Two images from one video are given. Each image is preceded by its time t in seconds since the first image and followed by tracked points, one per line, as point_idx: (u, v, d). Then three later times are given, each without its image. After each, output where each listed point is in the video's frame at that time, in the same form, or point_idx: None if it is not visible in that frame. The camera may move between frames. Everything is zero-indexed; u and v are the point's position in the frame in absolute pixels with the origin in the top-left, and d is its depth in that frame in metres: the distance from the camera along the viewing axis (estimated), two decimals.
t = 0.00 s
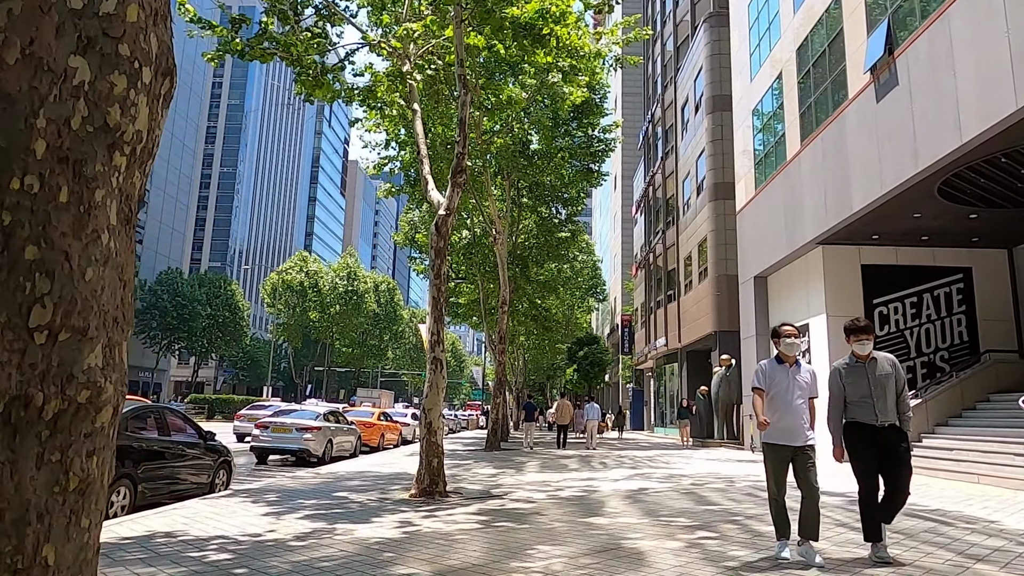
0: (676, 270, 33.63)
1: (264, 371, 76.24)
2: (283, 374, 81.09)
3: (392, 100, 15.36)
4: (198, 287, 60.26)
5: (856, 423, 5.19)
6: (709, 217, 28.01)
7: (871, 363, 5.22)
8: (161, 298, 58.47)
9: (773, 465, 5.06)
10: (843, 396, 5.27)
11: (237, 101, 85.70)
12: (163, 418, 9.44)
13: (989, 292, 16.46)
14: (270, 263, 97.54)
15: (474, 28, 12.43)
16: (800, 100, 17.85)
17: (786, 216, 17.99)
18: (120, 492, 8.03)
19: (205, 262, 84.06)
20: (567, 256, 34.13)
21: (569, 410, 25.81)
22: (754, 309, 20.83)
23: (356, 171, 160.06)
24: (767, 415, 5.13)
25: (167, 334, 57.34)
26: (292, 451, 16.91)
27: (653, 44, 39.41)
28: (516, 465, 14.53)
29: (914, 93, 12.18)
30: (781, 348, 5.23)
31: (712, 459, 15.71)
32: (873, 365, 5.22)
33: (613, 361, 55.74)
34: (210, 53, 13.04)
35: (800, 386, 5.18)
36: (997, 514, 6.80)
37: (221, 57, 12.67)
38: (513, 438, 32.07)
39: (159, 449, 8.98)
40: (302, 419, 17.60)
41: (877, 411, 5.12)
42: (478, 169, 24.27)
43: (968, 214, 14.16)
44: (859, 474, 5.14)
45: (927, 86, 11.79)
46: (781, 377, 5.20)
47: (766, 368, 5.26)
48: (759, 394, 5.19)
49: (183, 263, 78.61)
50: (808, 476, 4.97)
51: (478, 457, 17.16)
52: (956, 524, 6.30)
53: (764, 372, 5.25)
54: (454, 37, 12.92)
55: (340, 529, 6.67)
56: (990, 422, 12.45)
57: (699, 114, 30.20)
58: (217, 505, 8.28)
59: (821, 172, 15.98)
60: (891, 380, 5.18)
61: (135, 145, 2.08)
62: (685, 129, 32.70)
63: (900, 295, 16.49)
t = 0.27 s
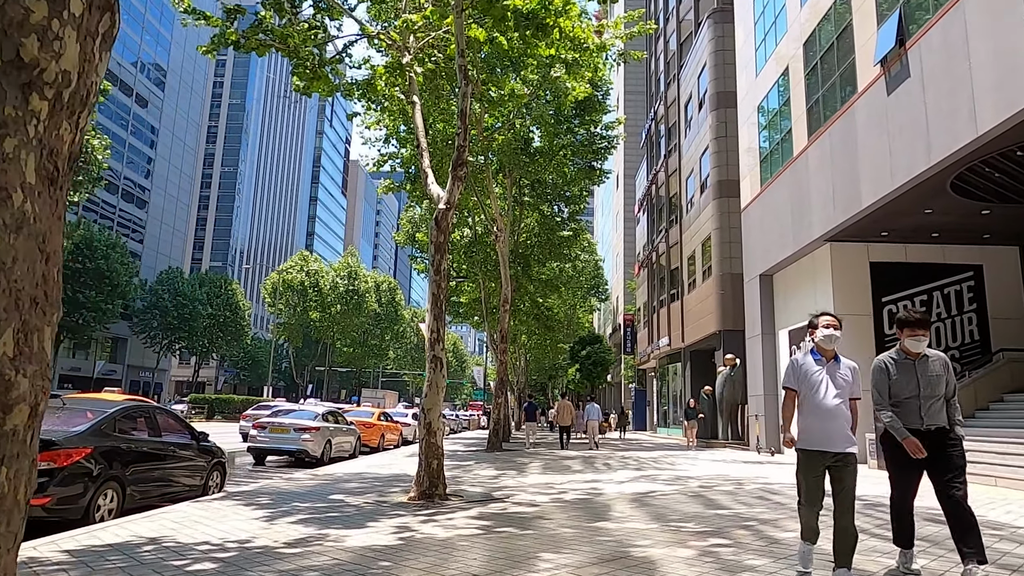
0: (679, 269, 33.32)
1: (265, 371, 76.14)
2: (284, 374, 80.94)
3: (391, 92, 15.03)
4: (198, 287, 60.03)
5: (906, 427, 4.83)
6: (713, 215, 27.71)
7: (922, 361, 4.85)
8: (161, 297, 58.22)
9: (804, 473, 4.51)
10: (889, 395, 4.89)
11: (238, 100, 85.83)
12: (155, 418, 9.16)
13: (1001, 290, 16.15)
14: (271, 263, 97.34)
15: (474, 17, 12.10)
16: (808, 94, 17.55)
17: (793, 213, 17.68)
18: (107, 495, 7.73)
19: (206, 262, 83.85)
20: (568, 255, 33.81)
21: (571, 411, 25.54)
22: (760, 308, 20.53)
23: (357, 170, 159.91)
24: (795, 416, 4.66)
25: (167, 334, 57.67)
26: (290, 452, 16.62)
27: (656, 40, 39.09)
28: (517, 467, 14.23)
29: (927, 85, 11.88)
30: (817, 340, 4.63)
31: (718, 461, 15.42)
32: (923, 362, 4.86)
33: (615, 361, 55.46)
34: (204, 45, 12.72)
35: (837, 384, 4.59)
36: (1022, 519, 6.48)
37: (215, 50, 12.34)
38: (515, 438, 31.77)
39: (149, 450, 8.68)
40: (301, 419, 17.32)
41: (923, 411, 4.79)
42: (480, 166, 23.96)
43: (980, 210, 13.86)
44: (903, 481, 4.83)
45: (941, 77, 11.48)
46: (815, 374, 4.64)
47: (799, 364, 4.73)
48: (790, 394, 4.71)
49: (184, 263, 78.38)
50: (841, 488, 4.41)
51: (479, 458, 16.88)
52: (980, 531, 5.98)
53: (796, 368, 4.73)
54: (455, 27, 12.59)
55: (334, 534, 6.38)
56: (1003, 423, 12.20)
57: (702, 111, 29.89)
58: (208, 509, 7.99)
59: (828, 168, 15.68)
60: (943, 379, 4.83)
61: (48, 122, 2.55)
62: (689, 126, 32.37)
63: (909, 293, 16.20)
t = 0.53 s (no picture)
0: (681, 268, 33.04)
1: (264, 370, 75.87)
2: (284, 374, 80.68)
3: (390, 85, 14.72)
4: (197, 286, 59.72)
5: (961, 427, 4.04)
6: (715, 213, 27.44)
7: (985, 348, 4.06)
8: (160, 297, 57.88)
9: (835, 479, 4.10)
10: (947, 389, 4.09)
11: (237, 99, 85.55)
12: (142, 418, 8.88)
13: (1011, 287, 15.85)
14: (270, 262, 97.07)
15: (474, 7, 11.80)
16: (814, 88, 17.25)
17: (798, 210, 17.39)
18: (91, 498, 7.43)
19: (205, 262, 83.58)
20: (570, 253, 33.51)
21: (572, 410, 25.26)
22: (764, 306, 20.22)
23: (357, 170, 159.63)
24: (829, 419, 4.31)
25: (166, 334, 57.27)
26: (286, 452, 16.33)
27: (658, 37, 38.78)
28: (517, 468, 13.93)
29: (939, 76, 11.58)
30: (850, 332, 4.24)
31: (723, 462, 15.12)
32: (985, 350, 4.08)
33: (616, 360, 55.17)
34: (197, 36, 12.40)
35: (876, 380, 4.15)
36: None
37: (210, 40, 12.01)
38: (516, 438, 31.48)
39: (136, 451, 8.38)
40: (297, 419, 17.03)
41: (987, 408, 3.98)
42: (481, 163, 23.68)
43: (991, 205, 13.58)
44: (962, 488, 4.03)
45: (952, 69, 11.19)
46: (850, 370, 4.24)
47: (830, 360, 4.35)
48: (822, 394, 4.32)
49: (183, 262, 78.06)
50: (880, 494, 4.01)
51: (479, 459, 16.56)
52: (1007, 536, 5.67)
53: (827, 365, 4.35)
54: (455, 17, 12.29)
55: (324, 541, 6.07)
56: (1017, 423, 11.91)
57: (705, 108, 29.59)
58: (196, 513, 7.69)
59: (835, 163, 15.39)
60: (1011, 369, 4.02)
61: None
62: (691, 123, 32.10)
63: (918, 290, 15.90)
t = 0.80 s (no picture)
0: (682, 266, 32.80)
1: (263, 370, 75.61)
2: (282, 373, 80.42)
3: (388, 79, 14.45)
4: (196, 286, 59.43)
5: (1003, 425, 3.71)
6: (716, 211, 27.18)
7: None
8: (159, 296, 57.58)
9: (889, 491, 3.57)
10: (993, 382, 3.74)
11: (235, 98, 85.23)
12: (131, 418, 8.59)
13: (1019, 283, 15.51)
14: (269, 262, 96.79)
15: None
16: (819, 82, 16.95)
17: (803, 205, 17.11)
18: (74, 502, 7.14)
19: (203, 261, 83.28)
20: (570, 251, 33.25)
21: (573, 410, 24.98)
22: (768, 303, 19.92)
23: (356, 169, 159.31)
24: (872, 415, 3.77)
25: (164, 333, 57.08)
26: (283, 453, 16.02)
27: (658, 33, 38.51)
28: (517, 469, 13.64)
29: (950, 67, 11.29)
30: (905, 316, 3.66)
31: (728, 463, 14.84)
32: None
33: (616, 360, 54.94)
34: (188, 26, 12.10)
35: (935, 373, 3.62)
36: None
37: (202, 30, 11.71)
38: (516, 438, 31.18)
39: (122, 452, 8.08)
40: (295, 419, 16.73)
41: None
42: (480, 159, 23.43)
43: (1001, 199, 13.31)
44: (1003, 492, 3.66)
45: (964, 59, 10.90)
46: (903, 359, 3.67)
47: (877, 345, 3.77)
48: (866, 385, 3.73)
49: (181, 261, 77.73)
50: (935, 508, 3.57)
51: (478, 460, 16.28)
52: None
53: (874, 351, 3.77)
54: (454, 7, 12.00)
55: (315, 547, 5.78)
56: None
57: (706, 104, 29.31)
58: (185, 516, 7.39)
59: (841, 157, 15.11)
60: None
61: None
62: (692, 120, 31.85)
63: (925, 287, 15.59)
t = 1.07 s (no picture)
0: (683, 264, 32.54)
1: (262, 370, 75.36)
2: (281, 373, 80.17)
3: (384, 72, 14.17)
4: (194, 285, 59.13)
5: None
6: (718, 208, 26.93)
7: None
8: (157, 296, 57.31)
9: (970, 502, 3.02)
10: None
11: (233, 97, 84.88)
12: (116, 419, 8.31)
13: None
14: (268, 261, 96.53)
15: None
16: (823, 75, 16.67)
17: (807, 201, 16.85)
18: (55, 506, 6.86)
19: (202, 261, 82.99)
20: (570, 249, 32.98)
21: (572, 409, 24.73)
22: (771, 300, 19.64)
23: (355, 168, 158.97)
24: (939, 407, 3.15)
25: (162, 333, 56.86)
26: (279, 453, 15.74)
27: (658, 29, 38.20)
28: (516, 469, 13.37)
29: (959, 57, 11.01)
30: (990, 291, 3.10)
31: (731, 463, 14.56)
32: None
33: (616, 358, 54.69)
34: (179, 18, 11.75)
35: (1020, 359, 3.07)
36: None
37: (193, 21, 11.40)
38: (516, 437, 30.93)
39: (107, 453, 7.80)
40: (291, 419, 16.46)
41: None
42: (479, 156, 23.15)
43: (1010, 193, 13.04)
44: None
45: (974, 49, 10.62)
46: (981, 341, 3.09)
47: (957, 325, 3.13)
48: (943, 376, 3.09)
49: (179, 261, 77.46)
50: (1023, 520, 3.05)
51: (477, 460, 16.00)
52: None
53: (951, 332, 3.13)
54: None
55: (303, 553, 5.49)
56: None
57: (707, 100, 29.04)
58: (171, 521, 7.11)
59: (846, 152, 14.84)
60: None
61: None
62: (693, 116, 31.57)
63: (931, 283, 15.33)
